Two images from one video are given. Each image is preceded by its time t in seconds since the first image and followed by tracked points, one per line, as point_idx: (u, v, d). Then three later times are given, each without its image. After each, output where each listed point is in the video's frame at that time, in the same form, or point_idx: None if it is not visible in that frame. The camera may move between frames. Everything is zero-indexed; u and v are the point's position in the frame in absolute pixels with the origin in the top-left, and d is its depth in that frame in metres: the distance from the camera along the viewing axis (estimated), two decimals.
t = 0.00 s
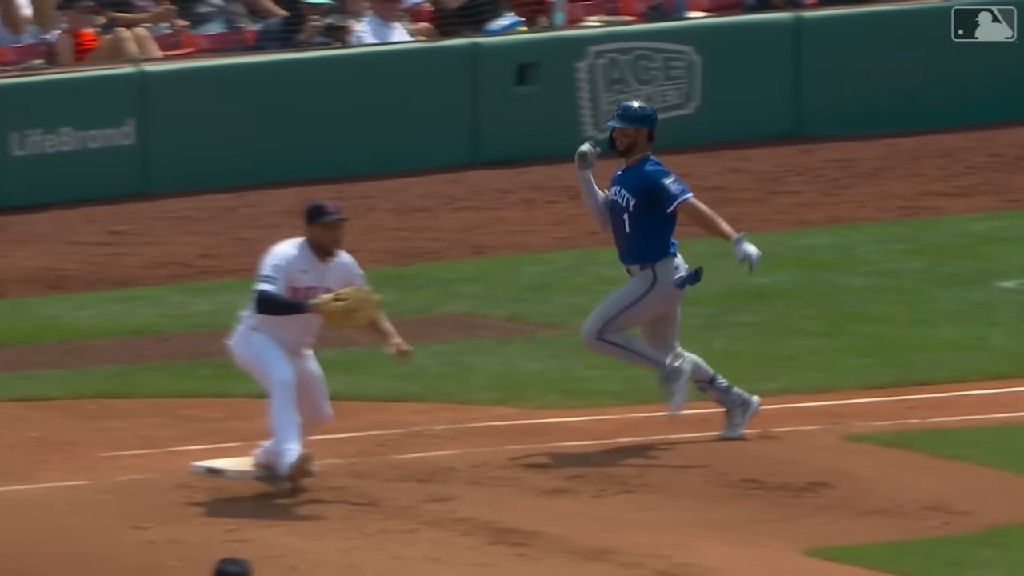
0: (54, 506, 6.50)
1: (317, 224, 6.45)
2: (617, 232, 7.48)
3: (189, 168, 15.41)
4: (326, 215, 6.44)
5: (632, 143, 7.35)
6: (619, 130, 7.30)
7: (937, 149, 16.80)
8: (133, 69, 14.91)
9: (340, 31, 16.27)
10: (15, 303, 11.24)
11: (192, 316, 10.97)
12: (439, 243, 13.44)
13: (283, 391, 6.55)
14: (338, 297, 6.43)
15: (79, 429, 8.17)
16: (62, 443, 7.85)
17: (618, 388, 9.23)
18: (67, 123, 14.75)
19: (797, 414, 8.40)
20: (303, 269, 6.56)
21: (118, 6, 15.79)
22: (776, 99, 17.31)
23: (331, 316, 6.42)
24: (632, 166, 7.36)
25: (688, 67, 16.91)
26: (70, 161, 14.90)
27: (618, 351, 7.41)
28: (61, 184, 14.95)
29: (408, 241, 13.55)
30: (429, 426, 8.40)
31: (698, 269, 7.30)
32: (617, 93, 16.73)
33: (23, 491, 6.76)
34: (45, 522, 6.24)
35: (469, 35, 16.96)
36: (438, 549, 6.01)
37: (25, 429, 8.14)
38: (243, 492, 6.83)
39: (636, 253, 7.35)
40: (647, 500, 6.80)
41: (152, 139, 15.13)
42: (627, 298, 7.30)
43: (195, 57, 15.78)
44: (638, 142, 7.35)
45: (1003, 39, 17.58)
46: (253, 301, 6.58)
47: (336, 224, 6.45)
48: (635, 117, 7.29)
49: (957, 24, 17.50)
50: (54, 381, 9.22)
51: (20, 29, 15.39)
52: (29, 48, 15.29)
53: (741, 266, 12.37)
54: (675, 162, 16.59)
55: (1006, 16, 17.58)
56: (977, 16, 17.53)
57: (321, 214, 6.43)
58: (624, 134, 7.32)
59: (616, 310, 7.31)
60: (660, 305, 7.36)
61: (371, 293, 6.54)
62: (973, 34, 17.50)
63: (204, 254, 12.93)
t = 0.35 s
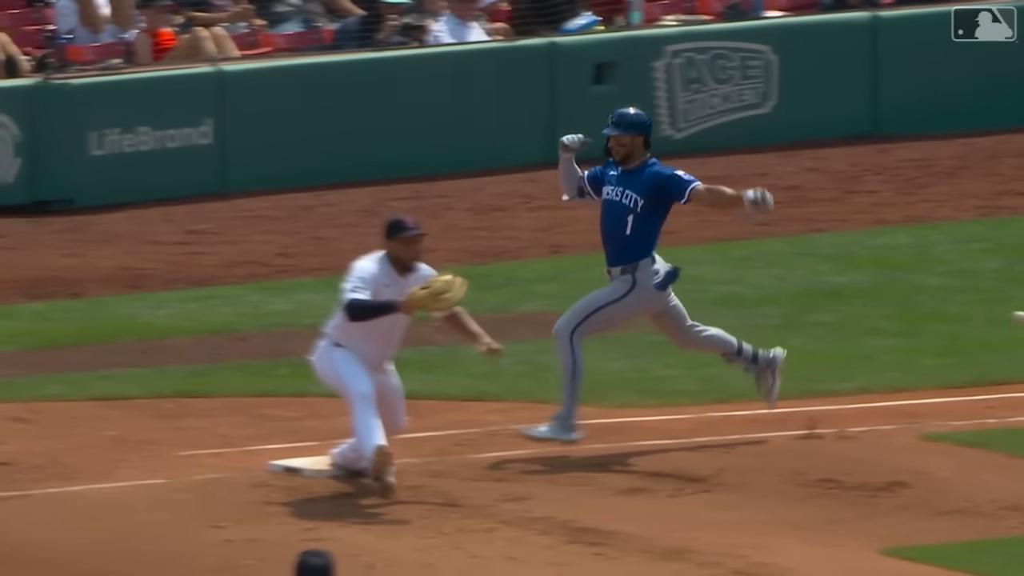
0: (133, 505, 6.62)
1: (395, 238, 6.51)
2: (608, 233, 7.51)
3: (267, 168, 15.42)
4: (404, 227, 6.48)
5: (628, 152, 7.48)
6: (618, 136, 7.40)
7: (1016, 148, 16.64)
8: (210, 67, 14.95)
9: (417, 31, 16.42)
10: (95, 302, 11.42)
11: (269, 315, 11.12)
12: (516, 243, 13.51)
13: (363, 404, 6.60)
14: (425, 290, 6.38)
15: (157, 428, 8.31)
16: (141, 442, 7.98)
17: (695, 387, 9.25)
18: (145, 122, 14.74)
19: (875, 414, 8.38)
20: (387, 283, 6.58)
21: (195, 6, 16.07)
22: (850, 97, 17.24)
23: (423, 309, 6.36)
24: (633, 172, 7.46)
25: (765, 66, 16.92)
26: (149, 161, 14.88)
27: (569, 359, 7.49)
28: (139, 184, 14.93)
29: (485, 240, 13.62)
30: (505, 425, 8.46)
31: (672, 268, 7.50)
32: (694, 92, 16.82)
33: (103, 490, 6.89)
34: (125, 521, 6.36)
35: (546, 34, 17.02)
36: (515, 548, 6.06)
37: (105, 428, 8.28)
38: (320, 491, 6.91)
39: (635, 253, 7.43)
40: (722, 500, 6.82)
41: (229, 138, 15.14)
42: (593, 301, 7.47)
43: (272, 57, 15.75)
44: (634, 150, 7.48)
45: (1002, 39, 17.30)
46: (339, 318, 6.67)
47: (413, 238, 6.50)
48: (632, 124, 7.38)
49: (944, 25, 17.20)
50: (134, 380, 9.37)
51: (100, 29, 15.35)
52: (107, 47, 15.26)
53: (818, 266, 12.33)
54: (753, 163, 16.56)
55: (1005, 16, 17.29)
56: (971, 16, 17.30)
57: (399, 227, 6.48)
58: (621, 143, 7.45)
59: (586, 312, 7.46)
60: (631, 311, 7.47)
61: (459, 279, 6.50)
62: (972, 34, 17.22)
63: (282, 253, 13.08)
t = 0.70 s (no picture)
0: (210, 502, 6.74)
1: (472, 255, 6.53)
2: (598, 241, 7.50)
3: (341, 166, 15.48)
4: (480, 241, 6.51)
5: (620, 161, 7.44)
6: (611, 145, 7.36)
7: None
8: (286, 65, 15.00)
9: (493, 29, 16.62)
10: (172, 299, 11.59)
11: (345, 312, 11.25)
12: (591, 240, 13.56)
13: (443, 420, 6.62)
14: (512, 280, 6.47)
15: (234, 425, 8.44)
16: (217, 439, 8.12)
17: (771, 384, 9.25)
18: (222, 120, 14.79)
19: (953, 411, 8.34)
20: (469, 301, 6.60)
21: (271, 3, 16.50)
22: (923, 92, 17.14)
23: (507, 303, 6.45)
24: (627, 181, 7.46)
25: (841, 63, 16.89)
26: (225, 159, 14.92)
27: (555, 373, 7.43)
28: (214, 181, 14.96)
29: (560, 238, 13.66)
30: (581, 422, 8.51)
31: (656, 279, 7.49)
32: (770, 90, 16.85)
33: (180, 487, 7.02)
34: (202, 518, 6.49)
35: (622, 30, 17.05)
36: (590, 546, 6.11)
37: (183, 424, 8.43)
38: (396, 488, 7.00)
39: (624, 263, 7.41)
40: (799, 497, 6.83)
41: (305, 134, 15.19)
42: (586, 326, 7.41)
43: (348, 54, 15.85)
44: (627, 159, 7.45)
45: (1004, 38, 17.03)
46: (424, 334, 6.72)
47: (491, 254, 6.52)
48: (622, 135, 7.33)
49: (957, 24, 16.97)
50: (211, 378, 9.52)
51: (177, 26, 15.62)
52: (184, 45, 15.48)
53: (894, 263, 12.27)
54: (829, 161, 16.50)
55: (1006, 16, 17.06)
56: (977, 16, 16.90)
57: (474, 243, 6.51)
58: (613, 151, 7.40)
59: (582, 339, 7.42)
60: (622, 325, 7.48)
61: (541, 268, 6.56)
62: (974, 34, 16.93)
63: (358, 250, 13.21)
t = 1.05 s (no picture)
0: (256, 499, 6.81)
1: (522, 266, 6.53)
2: (590, 246, 7.52)
3: (387, 163, 15.52)
4: (531, 251, 6.51)
5: (616, 167, 7.47)
6: (606, 151, 7.40)
7: None
8: (332, 62, 15.08)
9: (538, 26, 16.72)
10: (219, 296, 11.69)
11: (392, 309, 11.31)
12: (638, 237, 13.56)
13: (488, 418, 6.68)
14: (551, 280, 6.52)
15: (281, 422, 8.52)
16: (264, 436, 8.20)
17: (819, 381, 9.24)
18: (268, 117, 14.87)
19: (1001, 409, 8.32)
20: (519, 312, 6.57)
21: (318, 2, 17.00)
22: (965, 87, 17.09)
23: (556, 302, 6.43)
24: (623, 187, 7.48)
25: (888, 60, 16.87)
26: (271, 155, 15.02)
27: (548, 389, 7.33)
28: (260, 178, 15.05)
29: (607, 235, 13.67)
30: (628, 420, 8.54)
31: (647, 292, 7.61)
32: (817, 87, 16.84)
33: (228, 484, 7.10)
34: (248, 515, 6.56)
35: (669, 28, 17.05)
36: (637, 543, 6.15)
37: (230, 421, 8.51)
38: (444, 485, 7.06)
39: (616, 267, 7.41)
40: (846, 495, 6.83)
41: (351, 131, 15.24)
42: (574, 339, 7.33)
43: (393, 51, 15.90)
44: (622, 166, 7.47)
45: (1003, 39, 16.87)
46: (473, 342, 6.76)
47: (542, 266, 6.52)
48: (618, 141, 7.37)
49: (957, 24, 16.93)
50: (259, 375, 9.61)
51: (224, 24, 15.75)
52: (230, 42, 15.50)
53: (943, 260, 12.22)
54: (876, 158, 16.43)
55: (1005, 16, 16.87)
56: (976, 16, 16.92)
57: (524, 254, 6.52)
58: (609, 157, 7.44)
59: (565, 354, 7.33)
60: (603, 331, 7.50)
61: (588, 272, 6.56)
62: (974, 34, 16.91)
63: (404, 247, 13.28)
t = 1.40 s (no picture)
0: (273, 497, 6.84)
1: (541, 272, 6.50)
2: (589, 246, 7.56)
3: (404, 161, 15.54)
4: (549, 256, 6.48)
5: (614, 169, 7.47)
6: (604, 153, 7.40)
7: None
8: (349, 61, 15.08)
9: (555, 24, 16.67)
10: (236, 295, 11.72)
11: (409, 308, 11.33)
12: (655, 236, 13.55)
13: (503, 413, 6.70)
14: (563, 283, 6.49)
15: (297, 420, 8.55)
16: (279, 434, 8.22)
17: (836, 380, 9.24)
18: (285, 115, 14.89)
19: (1019, 408, 8.30)
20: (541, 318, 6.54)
21: (336, 2, 17.09)
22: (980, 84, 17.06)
23: (575, 307, 6.43)
24: (621, 189, 7.49)
25: (905, 59, 16.88)
26: (288, 154, 15.03)
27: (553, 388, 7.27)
28: (276, 176, 15.07)
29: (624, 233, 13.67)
30: (644, 418, 8.54)
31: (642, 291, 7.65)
32: (834, 85, 16.81)
33: (244, 482, 7.13)
34: (265, 513, 6.59)
35: (686, 26, 17.06)
36: (654, 541, 6.15)
37: (246, 420, 8.54)
38: (460, 484, 7.08)
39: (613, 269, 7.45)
40: (863, 494, 6.83)
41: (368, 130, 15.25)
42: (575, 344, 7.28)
43: (410, 50, 15.91)
44: (620, 168, 7.46)
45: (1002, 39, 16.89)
46: (492, 344, 6.79)
47: (560, 271, 6.50)
48: (616, 143, 7.36)
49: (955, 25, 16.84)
50: (275, 374, 9.64)
51: (241, 23, 15.76)
52: (247, 40, 15.47)
53: (960, 259, 12.19)
54: (893, 157, 16.40)
55: (1004, 17, 16.84)
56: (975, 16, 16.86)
57: (542, 260, 6.48)
58: (607, 159, 7.44)
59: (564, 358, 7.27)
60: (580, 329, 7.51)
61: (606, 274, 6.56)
62: (973, 35, 16.86)
63: (421, 246, 13.30)
